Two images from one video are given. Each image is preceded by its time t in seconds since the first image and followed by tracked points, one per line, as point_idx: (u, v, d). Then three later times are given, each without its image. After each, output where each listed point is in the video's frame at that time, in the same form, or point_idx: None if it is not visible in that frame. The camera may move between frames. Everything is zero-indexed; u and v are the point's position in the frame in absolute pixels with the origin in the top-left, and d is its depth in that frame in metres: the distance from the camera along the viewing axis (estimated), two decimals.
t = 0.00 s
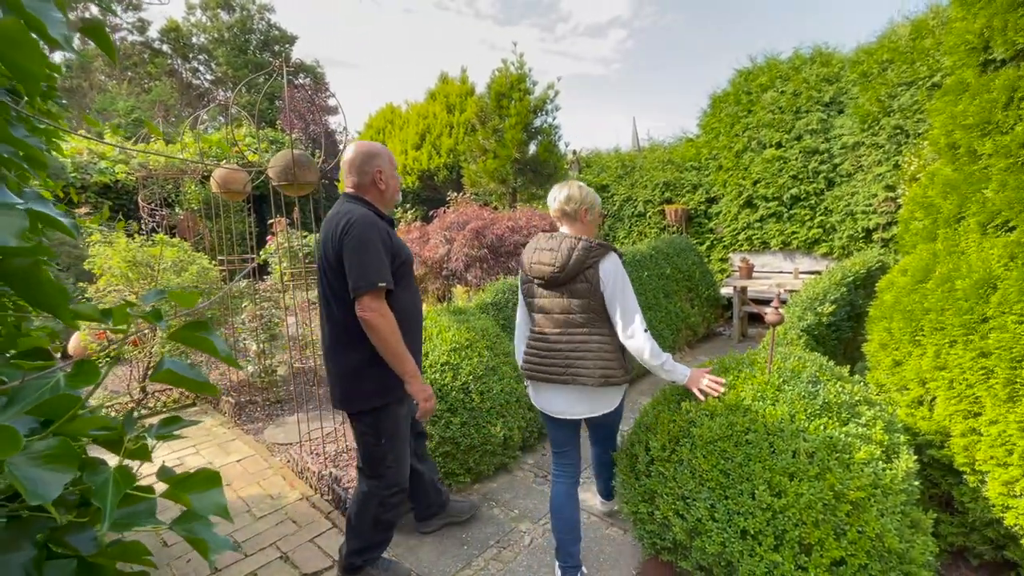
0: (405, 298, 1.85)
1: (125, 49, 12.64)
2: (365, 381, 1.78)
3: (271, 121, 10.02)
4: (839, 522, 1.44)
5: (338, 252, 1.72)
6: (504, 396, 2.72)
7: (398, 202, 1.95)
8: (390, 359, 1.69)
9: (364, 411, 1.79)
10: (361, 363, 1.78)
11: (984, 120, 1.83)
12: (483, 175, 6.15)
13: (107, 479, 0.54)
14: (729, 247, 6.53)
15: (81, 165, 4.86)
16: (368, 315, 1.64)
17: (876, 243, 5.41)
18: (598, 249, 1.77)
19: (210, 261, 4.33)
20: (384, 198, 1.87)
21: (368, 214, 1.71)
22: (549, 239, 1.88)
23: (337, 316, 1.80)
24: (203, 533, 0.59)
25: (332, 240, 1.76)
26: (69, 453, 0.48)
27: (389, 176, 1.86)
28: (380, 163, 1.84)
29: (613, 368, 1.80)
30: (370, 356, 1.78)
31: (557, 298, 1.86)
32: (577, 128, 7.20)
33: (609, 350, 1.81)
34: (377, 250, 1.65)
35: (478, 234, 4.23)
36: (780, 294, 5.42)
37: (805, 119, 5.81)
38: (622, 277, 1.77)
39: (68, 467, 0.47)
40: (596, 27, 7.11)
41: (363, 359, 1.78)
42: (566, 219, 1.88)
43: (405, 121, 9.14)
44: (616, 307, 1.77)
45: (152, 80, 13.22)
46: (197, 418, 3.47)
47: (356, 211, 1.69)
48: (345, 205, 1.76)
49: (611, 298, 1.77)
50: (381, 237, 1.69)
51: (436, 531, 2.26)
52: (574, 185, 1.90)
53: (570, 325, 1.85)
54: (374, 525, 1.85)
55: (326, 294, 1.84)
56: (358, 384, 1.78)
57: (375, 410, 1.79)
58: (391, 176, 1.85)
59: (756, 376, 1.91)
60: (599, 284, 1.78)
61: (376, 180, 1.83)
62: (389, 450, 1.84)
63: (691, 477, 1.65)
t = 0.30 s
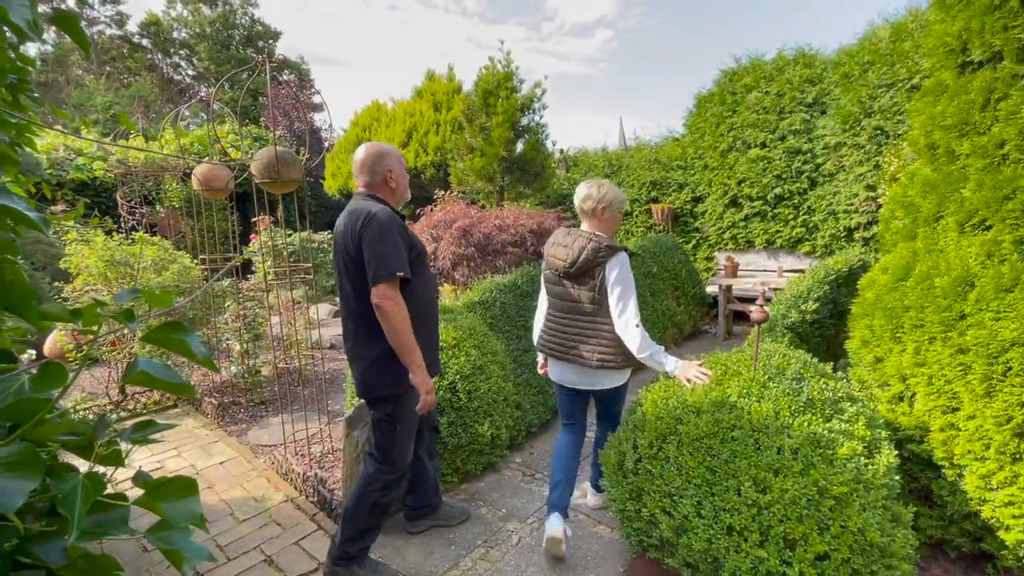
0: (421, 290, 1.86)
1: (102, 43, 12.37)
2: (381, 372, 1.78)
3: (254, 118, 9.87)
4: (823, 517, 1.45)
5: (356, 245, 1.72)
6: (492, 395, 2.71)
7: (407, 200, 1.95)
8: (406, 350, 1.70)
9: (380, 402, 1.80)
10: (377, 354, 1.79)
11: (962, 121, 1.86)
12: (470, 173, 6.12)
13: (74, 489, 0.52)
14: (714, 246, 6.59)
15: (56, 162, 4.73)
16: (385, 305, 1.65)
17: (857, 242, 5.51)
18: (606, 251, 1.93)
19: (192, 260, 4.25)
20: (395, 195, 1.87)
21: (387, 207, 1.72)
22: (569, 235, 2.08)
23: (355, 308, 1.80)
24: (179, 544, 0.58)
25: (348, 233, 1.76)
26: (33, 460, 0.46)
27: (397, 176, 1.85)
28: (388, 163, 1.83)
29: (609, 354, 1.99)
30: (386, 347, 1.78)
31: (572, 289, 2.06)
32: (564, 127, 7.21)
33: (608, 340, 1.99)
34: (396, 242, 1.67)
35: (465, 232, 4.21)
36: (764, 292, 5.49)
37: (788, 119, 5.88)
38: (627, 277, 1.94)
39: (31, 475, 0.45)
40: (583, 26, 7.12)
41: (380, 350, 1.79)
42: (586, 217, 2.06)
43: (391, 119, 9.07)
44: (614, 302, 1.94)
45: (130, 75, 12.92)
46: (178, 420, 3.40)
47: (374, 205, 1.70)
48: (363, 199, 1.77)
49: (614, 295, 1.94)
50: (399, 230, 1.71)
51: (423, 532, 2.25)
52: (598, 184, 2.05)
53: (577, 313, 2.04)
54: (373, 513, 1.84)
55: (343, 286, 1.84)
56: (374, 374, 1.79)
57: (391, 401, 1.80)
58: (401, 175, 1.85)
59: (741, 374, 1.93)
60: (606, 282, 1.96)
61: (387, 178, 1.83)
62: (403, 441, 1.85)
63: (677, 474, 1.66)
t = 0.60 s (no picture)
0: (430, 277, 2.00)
1: (78, 36, 12.07)
2: (406, 355, 1.89)
3: (237, 115, 9.71)
4: (808, 513, 1.47)
5: (372, 238, 1.82)
6: (479, 394, 2.70)
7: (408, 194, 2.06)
8: (431, 328, 1.82)
9: (406, 384, 1.91)
10: (401, 339, 1.89)
11: (941, 121, 1.89)
12: (457, 171, 6.09)
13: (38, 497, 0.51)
14: (699, 245, 6.66)
15: (30, 158, 4.61)
16: (409, 288, 1.76)
17: (839, 241, 5.60)
18: (589, 242, 2.10)
19: (172, 258, 4.16)
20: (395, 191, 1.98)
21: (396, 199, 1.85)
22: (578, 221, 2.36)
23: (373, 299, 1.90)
24: (155, 545, 0.57)
25: (361, 229, 1.86)
26: None
27: (399, 172, 1.97)
28: (389, 160, 1.95)
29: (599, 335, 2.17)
30: (408, 331, 1.90)
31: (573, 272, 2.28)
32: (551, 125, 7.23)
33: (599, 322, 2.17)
34: (411, 229, 1.79)
35: (452, 230, 4.19)
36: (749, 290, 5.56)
37: (772, 120, 5.96)
38: (612, 263, 2.06)
39: None
40: (570, 25, 7.13)
41: (402, 335, 1.90)
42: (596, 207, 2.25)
43: (377, 116, 9.00)
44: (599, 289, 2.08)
45: (108, 69, 12.63)
46: (158, 422, 3.33)
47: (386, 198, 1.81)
48: (371, 195, 1.87)
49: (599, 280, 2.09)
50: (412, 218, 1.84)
51: (411, 532, 2.23)
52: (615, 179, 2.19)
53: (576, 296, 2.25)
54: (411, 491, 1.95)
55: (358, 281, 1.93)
56: (400, 358, 1.90)
57: (417, 380, 1.92)
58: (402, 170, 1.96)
59: (727, 371, 1.95)
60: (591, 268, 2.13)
61: (389, 174, 1.95)
62: (429, 417, 1.97)
63: (664, 472, 1.67)
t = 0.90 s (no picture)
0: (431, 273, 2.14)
1: (53, 29, 11.80)
2: (422, 344, 2.01)
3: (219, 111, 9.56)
4: (791, 509, 1.49)
5: (389, 235, 1.93)
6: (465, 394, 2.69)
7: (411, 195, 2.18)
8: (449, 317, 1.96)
9: (425, 372, 2.03)
10: (415, 330, 2.00)
11: (920, 123, 1.92)
12: (444, 169, 6.05)
13: (3, 508, 0.50)
14: (684, 244, 6.72)
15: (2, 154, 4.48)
16: (430, 281, 1.88)
17: (821, 240, 5.68)
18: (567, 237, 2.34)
19: (151, 257, 4.08)
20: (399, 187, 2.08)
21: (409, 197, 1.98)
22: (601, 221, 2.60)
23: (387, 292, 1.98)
24: (130, 551, 0.56)
25: (375, 226, 1.95)
26: None
27: (400, 167, 2.08)
28: (391, 157, 2.07)
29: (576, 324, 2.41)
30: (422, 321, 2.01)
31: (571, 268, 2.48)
32: (538, 124, 7.23)
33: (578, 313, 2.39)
34: (428, 223, 1.93)
35: (439, 229, 4.17)
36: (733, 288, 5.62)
37: (755, 120, 6.03)
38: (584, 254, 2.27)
39: None
40: (556, 25, 7.14)
41: (416, 326, 2.01)
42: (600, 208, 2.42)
43: (363, 114, 8.93)
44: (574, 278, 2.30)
45: (84, 63, 12.34)
46: (137, 425, 3.26)
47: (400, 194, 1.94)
48: (383, 192, 1.98)
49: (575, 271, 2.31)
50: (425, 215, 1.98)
51: (398, 533, 2.22)
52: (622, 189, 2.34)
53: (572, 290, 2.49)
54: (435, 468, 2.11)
55: (370, 276, 2.01)
56: (414, 349, 2.00)
57: (431, 368, 2.04)
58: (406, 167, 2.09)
59: (712, 370, 1.96)
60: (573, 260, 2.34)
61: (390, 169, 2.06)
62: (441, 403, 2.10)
63: (650, 471, 1.68)
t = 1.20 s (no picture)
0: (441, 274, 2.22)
1: (29, 23, 11.52)
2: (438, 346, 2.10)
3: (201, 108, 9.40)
4: (778, 507, 1.51)
5: (411, 240, 2.00)
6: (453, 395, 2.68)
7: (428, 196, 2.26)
8: (468, 321, 2.07)
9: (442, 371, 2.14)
10: (433, 331, 2.10)
11: (901, 125, 1.95)
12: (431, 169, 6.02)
13: None
14: (671, 243, 6.76)
15: None
16: (453, 287, 1.97)
17: (805, 240, 5.76)
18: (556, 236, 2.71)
19: (131, 257, 4.00)
20: (410, 189, 2.19)
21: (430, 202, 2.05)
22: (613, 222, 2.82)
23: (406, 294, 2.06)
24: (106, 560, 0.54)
25: (397, 229, 2.02)
26: None
27: (416, 171, 2.18)
28: (409, 160, 2.17)
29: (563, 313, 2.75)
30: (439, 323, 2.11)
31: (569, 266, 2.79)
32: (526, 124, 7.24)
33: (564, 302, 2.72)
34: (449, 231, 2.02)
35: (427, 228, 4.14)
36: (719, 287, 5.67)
37: (740, 121, 6.09)
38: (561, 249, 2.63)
39: None
40: (543, 25, 7.15)
41: (432, 327, 2.10)
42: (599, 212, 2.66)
43: (348, 112, 8.83)
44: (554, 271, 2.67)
45: (61, 58, 12.06)
46: (117, 428, 3.19)
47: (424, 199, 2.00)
48: (405, 196, 2.04)
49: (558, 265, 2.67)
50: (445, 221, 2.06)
51: (385, 536, 2.20)
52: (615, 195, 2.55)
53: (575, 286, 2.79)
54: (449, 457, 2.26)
55: (388, 277, 2.07)
56: (431, 349, 2.09)
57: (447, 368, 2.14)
58: (418, 170, 2.15)
59: (700, 369, 1.97)
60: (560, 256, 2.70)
61: (402, 172, 2.16)
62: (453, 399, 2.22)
63: (639, 470, 1.68)
